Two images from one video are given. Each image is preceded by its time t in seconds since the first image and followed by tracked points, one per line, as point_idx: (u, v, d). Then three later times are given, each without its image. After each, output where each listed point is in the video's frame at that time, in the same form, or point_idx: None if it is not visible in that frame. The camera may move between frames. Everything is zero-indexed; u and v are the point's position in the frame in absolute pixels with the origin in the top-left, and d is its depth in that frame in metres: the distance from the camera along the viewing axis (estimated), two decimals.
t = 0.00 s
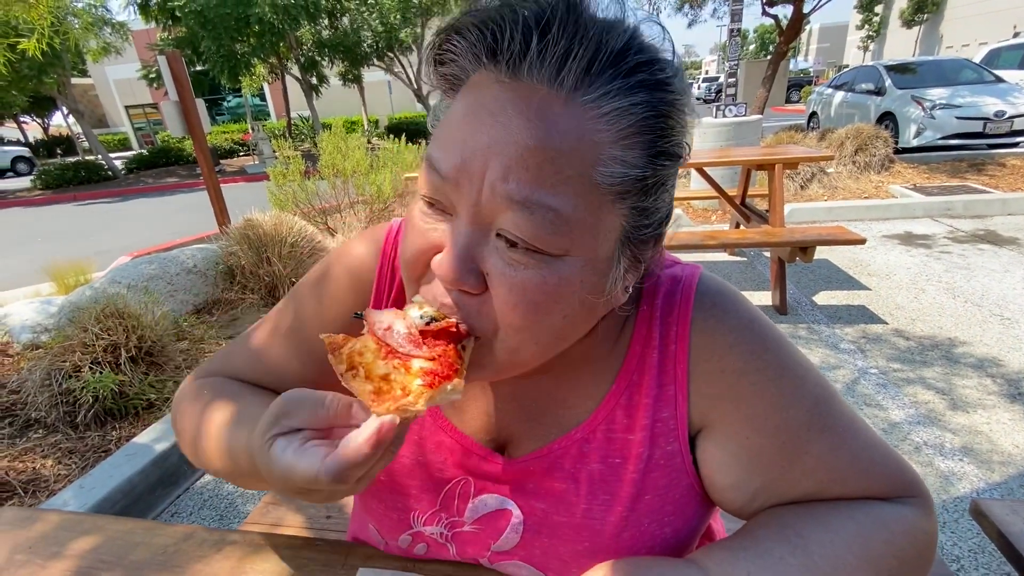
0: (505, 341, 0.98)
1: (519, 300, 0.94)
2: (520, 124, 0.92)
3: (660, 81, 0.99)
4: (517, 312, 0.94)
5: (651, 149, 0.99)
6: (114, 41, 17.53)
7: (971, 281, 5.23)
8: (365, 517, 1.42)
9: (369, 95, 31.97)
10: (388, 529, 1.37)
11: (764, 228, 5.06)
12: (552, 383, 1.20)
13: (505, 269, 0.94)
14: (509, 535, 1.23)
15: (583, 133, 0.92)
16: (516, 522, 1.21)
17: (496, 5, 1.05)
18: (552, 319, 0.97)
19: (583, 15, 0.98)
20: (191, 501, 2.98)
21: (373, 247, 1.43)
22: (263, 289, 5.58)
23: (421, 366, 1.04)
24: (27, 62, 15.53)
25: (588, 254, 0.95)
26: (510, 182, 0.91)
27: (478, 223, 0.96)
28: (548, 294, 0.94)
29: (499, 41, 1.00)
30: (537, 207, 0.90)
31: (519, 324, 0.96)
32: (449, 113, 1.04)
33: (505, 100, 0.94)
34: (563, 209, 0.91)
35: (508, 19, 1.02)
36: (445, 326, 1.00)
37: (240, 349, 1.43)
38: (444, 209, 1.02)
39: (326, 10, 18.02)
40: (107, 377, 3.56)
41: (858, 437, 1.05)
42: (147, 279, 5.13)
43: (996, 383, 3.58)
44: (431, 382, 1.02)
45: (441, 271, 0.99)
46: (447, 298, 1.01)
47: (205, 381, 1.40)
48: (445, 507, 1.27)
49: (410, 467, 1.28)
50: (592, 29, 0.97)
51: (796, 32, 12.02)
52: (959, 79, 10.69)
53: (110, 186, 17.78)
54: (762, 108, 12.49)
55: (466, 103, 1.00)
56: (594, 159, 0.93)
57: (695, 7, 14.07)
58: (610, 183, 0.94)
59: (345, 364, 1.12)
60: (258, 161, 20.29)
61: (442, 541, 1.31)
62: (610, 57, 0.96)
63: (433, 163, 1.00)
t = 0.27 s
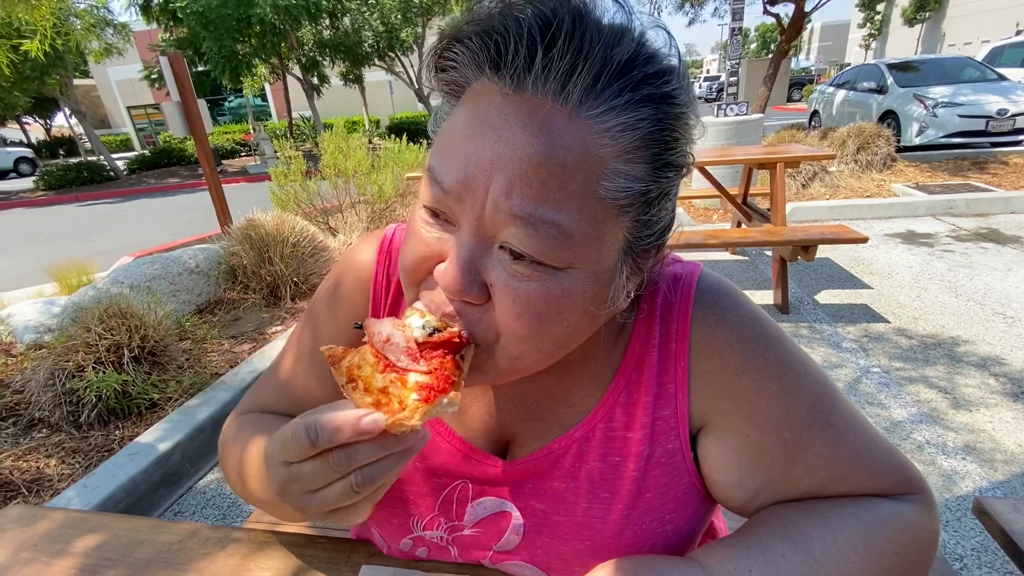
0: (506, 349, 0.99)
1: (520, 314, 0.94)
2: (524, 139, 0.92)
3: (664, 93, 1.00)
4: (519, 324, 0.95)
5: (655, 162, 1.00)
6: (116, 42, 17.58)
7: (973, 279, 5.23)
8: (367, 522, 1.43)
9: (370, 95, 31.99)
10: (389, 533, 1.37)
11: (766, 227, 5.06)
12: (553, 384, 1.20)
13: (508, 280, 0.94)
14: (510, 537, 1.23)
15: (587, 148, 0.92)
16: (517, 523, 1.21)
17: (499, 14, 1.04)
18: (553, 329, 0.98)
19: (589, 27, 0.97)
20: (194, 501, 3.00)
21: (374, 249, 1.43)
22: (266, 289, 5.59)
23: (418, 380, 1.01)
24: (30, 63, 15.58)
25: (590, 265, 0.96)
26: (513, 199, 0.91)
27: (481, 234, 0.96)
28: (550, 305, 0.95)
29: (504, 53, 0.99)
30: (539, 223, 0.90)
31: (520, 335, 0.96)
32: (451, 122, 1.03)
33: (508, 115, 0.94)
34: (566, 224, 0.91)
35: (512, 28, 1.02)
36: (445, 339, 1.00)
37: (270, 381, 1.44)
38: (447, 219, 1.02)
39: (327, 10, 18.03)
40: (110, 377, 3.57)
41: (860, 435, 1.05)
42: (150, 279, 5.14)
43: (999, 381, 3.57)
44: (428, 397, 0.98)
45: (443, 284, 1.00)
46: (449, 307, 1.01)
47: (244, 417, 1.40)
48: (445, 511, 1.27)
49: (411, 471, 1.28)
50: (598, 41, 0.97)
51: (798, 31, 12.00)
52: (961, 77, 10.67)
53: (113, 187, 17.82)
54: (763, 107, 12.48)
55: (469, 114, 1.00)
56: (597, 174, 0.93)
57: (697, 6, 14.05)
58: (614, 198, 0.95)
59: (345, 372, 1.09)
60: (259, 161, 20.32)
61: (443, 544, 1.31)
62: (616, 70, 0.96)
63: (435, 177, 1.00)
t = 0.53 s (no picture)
0: (505, 354, 0.98)
1: (518, 322, 0.95)
2: (518, 149, 0.92)
3: (659, 99, 1.00)
4: (518, 332, 0.96)
5: (651, 168, 1.00)
6: (118, 42, 17.61)
7: (975, 278, 5.22)
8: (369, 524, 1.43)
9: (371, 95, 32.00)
10: (390, 535, 1.37)
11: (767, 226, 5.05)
12: (553, 385, 1.20)
13: (505, 288, 0.94)
14: (511, 538, 1.23)
15: (582, 157, 0.92)
16: (518, 525, 1.21)
17: (490, 22, 1.04)
18: (551, 335, 0.98)
19: (581, 35, 0.97)
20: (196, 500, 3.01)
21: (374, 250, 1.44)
22: (267, 289, 5.60)
23: (414, 398, 0.97)
24: (32, 63, 15.62)
25: (588, 271, 0.96)
26: (509, 210, 0.91)
27: (477, 243, 0.96)
28: (549, 312, 0.95)
29: (496, 62, 0.99)
30: (534, 233, 0.90)
31: (518, 342, 0.97)
32: (445, 130, 1.03)
33: (502, 125, 0.94)
34: (562, 234, 0.91)
35: (504, 37, 1.01)
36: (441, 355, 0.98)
37: (276, 390, 1.43)
38: (444, 229, 1.02)
39: (328, 10, 18.04)
40: (112, 377, 3.58)
41: (860, 435, 1.05)
42: (152, 278, 5.15)
43: (1002, 381, 3.56)
44: (425, 414, 0.94)
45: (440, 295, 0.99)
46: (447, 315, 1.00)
47: (253, 430, 1.39)
48: (445, 514, 1.27)
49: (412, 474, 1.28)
50: (591, 49, 0.97)
51: (800, 30, 11.98)
52: (964, 75, 10.64)
53: (115, 186, 17.86)
54: (765, 106, 12.45)
55: (463, 122, 1.00)
56: (593, 183, 0.93)
57: (698, 5, 14.03)
58: (610, 206, 0.95)
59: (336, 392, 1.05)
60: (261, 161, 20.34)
61: (444, 546, 1.31)
62: (609, 78, 0.96)
63: (431, 188, 1.00)
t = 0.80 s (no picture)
0: (503, 356, 0.98)
1: (516, 324, 0.95)
2: (514, 148, 0.91)
3: (655, 99, 1.00)
4: (516, 334, 0.96)
5: (648, 168, 1.00)
6: (119, 41, 17.61)
7: (977, 278, 5.20)
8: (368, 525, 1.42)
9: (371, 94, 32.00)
10: (389, 537, 1.36)
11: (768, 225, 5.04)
12: (552, 387, 1.20)
13: (503, 291, 0.94)
14: (510, 539, 1.23)
15: (578, 157, 0.92)
16: (517, 526, 1.21)
17: (487, 21, 1.04)
18: (548, 337, 0.98)
19: (578, 35, 0.97)
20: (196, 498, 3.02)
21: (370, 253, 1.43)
22: (268, 287, 5.60)
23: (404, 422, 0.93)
24: (33, 62, 15.63)
25: (585, 273, 0.96)
26: (505, 211, 0.90)
27: (475, 244, 0.95)
28: (547, 314, 0.95)
29: (492, 61, 0.99)
30: (531, 234, 0.90)
31: (515, 344, 0.97)
32: (441, 130, 1.03)
33: (498, 126, 0.94)
34: (558, 234, 0.91)
35: (500, 36, 1.01)
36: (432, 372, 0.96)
37: (276, 393, 1.42)
38: (441, 231, 1.01)
39: (329, 9, 18.04)
40: (113, 376, 3.58)
41: (860, 435, 1.05)
42: (152, 277, 5.15)
43: (1003, 381, 3.56)
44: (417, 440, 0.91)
45: (438, 297, 0.99)
46: (443, 316, 1.00)
47: (255, 435, 1.38)
48: (444, 515, 1.26)
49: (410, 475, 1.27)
50: (587, 48, 0.97)
51: (801, 28, 11.95)
52: (966, 74, 10.61)
53: (116, 185, 17.87)
54: (766, 105, 12.43)
55: (459, 123, 0.99)
56: (590, 184, 0.93)
57: (699, 4, 14.01)
58: (606, 206, 0.95)
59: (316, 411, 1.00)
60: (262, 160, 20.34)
61: (443, 547, 1.31)
62: (605, 78, 0.96)
63: (427, 189, 0.99)
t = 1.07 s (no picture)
0: (501, 358, 0.98)
1: (515, 326, 0.94)
2: (513, 148, 0.91)
3: (655, 100, 1.00)
4: (515, 336, 0.95)
5: (647, 170, 1.00)
6: (120, 40, 17.62)
7: (979, 278, 5.19)
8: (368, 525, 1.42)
9: (372, 93, 31.99)
10: (389, 537, 1.36)
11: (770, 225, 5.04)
12: (551, 388, 1.20)
13: (502, 293, 0.94)
14: (510, 540, 1.23)
15: (578, 157, 0.92)
16: (516, 527, 1.21)
17: (486, 20, 1.04)
18: (548, 338, 0.98)
19: (579, 35, 0.97)
20: (197, 497, 3.02)
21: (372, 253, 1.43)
22: (269, 286, 5.61)
23: (393, 442, 0.94)
24: (34, 60, 15.63)
25: (585, 274, 0.96)
26: (504, 212, 0.90)
27: (474, 246, 0.95)
28: (547, 316, 0.95)
29: (492, 61, 0.99)
30: (529, 234, 0.89)
31: (514, 347, 0.96)
32: (440, 130, 1.03)
33: (497, 126, 0.93)
34: (557, 235, 0.90)
35: (500, 35, 1.01)
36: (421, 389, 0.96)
37: (278, 392, 1.41)
38: (441, 232, 1.01)
39: (330, 8, 18.03)
40: (114, 374, 3.59)
41: (861, 436, 1.04)
42: (153, 275, 5.15)
43: (1005, 381, 3.55)
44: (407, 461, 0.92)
45: (437, 301, 0.98)
46: (444, 323, 0.99)
47: (258, 435, 1.37)
48: (444, 516, 1.26)
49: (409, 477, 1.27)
50: (588, 48, 0.97)
51: (802, 28, 11.93)
52: (967, 74, 10.60)
53: (117, 184, 17.88)
54: (767, 104, 12.42)
55: (457, 123, 0.99)
56: (590, 185, 0.93)
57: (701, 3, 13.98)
58: (605, 208, 0.95)
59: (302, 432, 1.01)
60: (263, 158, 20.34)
61: (443, 548, 1.31)
62: (606, 78, 0.96)
63: (426, 189, 0.99)
